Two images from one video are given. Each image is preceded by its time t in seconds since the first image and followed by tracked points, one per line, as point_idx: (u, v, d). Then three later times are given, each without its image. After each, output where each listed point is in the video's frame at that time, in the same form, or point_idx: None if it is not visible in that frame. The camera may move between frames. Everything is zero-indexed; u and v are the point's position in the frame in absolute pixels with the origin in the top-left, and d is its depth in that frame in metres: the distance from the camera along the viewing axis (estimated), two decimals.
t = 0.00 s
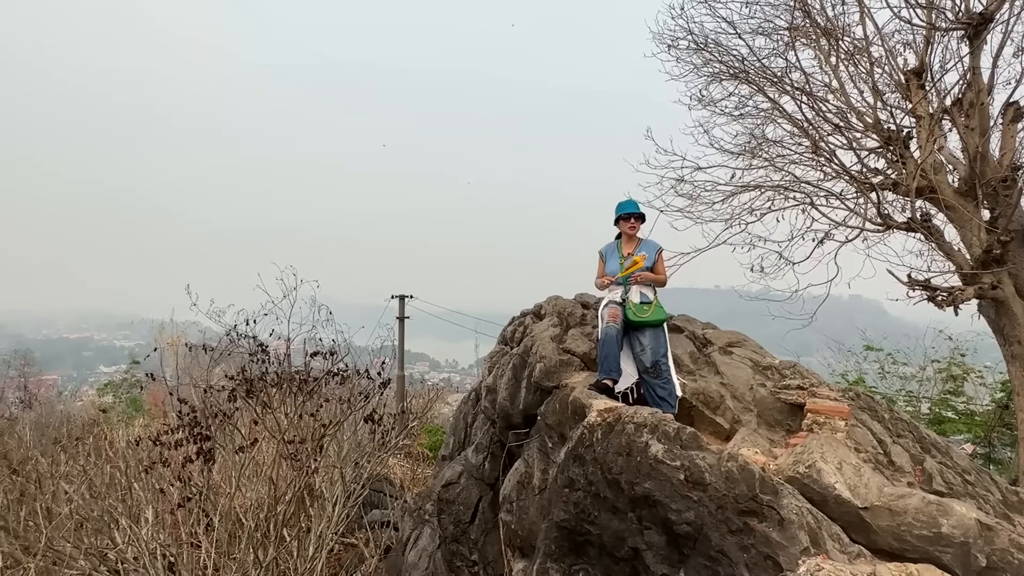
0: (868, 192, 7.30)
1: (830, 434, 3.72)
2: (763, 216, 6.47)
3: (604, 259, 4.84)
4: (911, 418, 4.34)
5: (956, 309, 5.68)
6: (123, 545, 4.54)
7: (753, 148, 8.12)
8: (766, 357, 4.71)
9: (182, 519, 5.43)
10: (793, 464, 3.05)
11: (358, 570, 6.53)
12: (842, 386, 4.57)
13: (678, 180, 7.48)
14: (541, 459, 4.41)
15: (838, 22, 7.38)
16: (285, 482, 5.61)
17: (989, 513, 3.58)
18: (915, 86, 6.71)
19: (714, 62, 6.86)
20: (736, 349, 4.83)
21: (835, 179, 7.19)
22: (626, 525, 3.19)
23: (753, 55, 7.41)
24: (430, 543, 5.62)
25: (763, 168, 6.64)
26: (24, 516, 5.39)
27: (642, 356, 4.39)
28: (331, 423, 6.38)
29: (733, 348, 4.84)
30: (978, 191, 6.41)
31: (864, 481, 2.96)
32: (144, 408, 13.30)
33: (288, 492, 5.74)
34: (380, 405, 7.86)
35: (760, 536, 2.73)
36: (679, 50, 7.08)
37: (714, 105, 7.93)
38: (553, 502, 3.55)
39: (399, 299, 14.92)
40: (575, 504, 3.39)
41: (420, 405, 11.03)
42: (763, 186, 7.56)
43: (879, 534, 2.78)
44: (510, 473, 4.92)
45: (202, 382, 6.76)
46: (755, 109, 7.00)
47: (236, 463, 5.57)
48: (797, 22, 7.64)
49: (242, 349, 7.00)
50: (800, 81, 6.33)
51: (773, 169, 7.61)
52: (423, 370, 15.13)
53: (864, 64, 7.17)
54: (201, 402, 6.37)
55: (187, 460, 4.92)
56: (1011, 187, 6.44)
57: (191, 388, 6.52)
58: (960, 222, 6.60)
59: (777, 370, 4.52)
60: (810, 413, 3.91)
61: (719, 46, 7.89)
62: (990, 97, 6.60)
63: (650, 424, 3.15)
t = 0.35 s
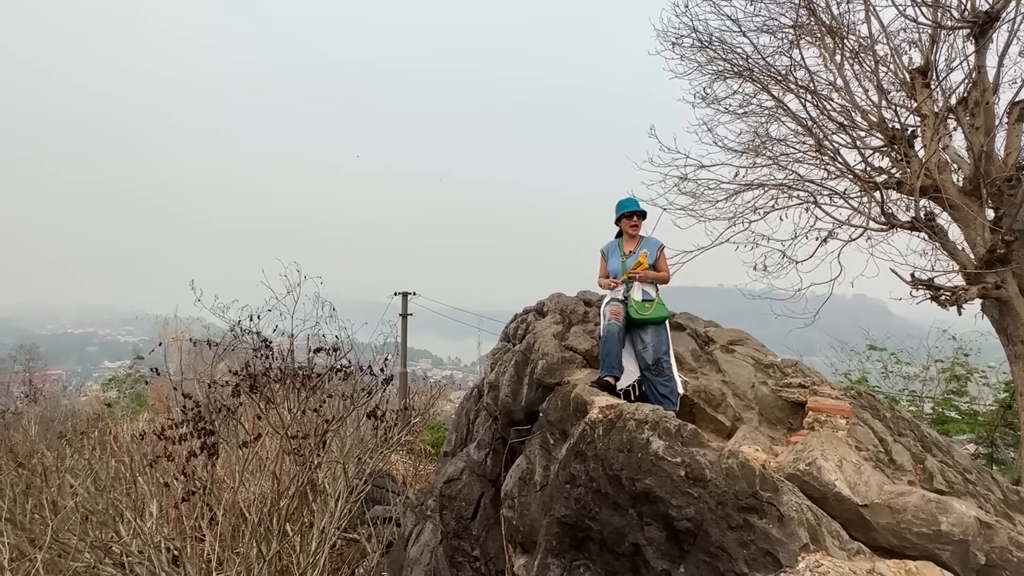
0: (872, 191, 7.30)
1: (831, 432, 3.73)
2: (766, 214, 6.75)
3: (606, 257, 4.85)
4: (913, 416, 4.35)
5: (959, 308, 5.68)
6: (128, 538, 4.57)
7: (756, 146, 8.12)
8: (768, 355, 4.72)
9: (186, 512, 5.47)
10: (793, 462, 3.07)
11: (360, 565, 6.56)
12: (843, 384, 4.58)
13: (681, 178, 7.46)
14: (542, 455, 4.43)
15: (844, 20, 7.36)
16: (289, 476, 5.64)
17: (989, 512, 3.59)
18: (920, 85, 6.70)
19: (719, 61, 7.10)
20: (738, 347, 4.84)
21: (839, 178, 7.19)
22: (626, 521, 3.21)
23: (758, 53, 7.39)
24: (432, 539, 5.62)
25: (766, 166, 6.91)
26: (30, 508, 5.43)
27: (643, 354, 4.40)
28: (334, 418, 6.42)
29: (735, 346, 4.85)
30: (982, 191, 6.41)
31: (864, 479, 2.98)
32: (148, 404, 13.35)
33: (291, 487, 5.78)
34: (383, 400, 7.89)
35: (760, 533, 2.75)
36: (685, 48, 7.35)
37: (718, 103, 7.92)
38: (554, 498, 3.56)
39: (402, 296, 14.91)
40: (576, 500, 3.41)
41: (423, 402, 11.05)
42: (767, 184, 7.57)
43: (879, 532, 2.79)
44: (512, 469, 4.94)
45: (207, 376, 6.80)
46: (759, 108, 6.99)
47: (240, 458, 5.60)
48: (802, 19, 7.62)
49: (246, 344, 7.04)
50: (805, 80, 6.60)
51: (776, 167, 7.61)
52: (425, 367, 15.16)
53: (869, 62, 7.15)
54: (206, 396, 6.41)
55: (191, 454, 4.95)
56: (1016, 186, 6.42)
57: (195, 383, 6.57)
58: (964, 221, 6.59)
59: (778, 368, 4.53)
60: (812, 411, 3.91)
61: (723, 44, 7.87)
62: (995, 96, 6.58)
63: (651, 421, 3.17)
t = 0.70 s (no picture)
0: (876, 189, 7.27)
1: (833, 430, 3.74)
2: (770, 212, 6.65)
3: (607, 255, 4.85)
4: (915, 415, 4.35)
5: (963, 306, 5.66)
6: (131, 531, 4.59)
7: (760, 144, 8.11)
8: (770, 353, 4.72)
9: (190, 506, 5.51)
10: (794, 459, 3.08)
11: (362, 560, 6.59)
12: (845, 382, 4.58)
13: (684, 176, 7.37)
14: (544, 451, 4.44)
15: (849, 17, 7.33)
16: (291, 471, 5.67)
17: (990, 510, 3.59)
18: (925, 83, 6.67)
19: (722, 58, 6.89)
20: (739, 345, 4.85)
21: (844, 175, 7.16)
22: (627, 516, 3.22)
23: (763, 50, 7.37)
24: (433, 534, 5.63)
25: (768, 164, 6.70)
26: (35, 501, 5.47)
27: (645, 351, 4.40)
28: (337, 414, 6.44)
29: (737, 343, 4.86)
30: (987, 189, 6.38)
31: (864, 476, 2.98)
32: (152, 398, 13.41)
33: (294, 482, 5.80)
34: (385, 397, 7.91)
35: (759, 529, 2.76)
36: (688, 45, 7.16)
37: (723, 100, 7.90)
38: (555, 494, 3.58)
39: (405, 293, 14.92)
40: (577, 495, 3.43)
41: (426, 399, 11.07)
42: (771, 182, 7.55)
43: (878, 529, 2.80)
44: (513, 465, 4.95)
45: (210, 371, 6.83)
46: (763, 105, 6.98)
47: (243, 453, 5.63)
48: (807, 17, 7.60)
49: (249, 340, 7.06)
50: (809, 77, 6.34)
51: (780, 165, 7.59)
52: (428, 364, 15.19)
53: (875, 59, 7.12)
54: (209, 391, 6.44)
55: (195, 448, 4.98)
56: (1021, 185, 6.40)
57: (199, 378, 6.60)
58: (969, 220, 6.58)
59: (780, 366, 4.53)
60: (813, 409, 3.92)
61: (728, 41, 7.86)
62: (1001, 94, 6.55)
63: (652, 417, 3.17)
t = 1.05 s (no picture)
0: (879, 187, 7.26)
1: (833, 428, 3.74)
2: (772, 210, 6.53)
3: (607, 250, 4.83)
4: (916, 412, 4.34)
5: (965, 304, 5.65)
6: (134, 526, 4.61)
7: (763, 141, 8.09)
8: (771, 350, 4.72)
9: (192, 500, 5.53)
10: (794, 457, 3.08)
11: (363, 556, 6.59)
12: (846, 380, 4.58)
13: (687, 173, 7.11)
14: (545, 448, 4.45)
15: (854, 14, 7.30)
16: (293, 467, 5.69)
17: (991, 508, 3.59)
18: (930, 80, 6.65)
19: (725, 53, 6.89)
20: (741, 342, 4.84)
21: (847, 172, 7.13)
22: (627, 513, 3.23)
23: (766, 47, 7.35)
24: (433, 530, 5.63)
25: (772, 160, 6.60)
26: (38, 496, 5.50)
27: (647, 348, 4.41)
28: (338, 410, 6.46)
29: (738, 341, 4.85)
30: (991, 186, 6.36)
31: (864, 474, 2.98)
32: (155, 394, 13.44)
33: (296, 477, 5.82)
34: (387, 393, 7.93)
35: (758, 526, 2.76)
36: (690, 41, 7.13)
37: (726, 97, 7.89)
38: (555, 490, 3.59)
39: (408, 290, 14.94)
40: (577, 492, 3.44)
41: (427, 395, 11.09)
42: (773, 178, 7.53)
43: (878, 526, 2.80)
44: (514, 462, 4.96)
45: (213, 366, 6.86)
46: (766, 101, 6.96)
47: (245, 448, 5.65)
48: (811, 13, 7.57)
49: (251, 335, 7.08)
50: (812, 74, 6.43)
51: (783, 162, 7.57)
52: (430, 360, 15.21)
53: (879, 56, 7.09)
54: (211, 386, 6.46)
55: (197, 443, 5.00)
56: None
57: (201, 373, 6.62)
58: (973, 218, 6.55)
59: (781, 363, 4.53)
60: (814, 406, 3.91)
61: (731, 37, 7.84)
62: (1006, 91, 6.53)
63: (652, 414, 3.18)
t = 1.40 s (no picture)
0: (880, 184, 7.23)
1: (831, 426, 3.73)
2: (772, 207, 6.26)
3: (606, 249, 4.83)
4: (914, 411, 4.34)
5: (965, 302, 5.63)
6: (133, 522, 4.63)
7: (764, 139, 8.06)
8: (769, 348, 4.71)
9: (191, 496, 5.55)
10: (790, 455, 3.07)
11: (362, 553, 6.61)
12: (845, 378, 4.57)
13: (687, 168, 6.85)
14: (542, 445, 4.45)
15: (855, 10, 7.27)
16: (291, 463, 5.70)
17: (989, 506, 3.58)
18: (931, 77, 6.62)
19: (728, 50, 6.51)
20: (739, 339, 4.83)
21: (848, 169, 7.10)
22: (622, 510, 3.23)
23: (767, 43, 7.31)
24: (432, 527, 5.64)
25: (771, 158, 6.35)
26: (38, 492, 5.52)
27: (644, 345, 4.40)
28: (337, 407, 6.45)
29: (736, 338, 4.84)
30: (992, 184, 6.33)
31: (860, 472, 2.97)
32: (156, 390, 13.47)
33: (294, 473, 5.83)
34: (386, 390, 7.93)
35: (753, 524, 2.76)
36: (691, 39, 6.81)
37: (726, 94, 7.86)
38: (552, 487, 3.59)
39: (409, 287, 14.94)
40: (573, 489, 3.44)
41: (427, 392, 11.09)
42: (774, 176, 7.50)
43: (873, 524, 2.80)
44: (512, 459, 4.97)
45: (212, 363, 6.86)
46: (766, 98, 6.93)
47: (244, 445, 5.66)
48: (813, 10, 7.54)
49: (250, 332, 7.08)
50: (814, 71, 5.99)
51: (783, 159, 7.54)
52: (431, 357, 15.21)
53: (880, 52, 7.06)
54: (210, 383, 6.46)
55: (195, 440, 5.01)
56: None
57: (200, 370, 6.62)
58: (973, 215, 6.53)
59: (779, 361, 4.51)
60: (812, 405, 3.90)
61: (732, 34, 7.80)
62: (1008, 88, 6.51)
63: (648, 411, 3.17)
